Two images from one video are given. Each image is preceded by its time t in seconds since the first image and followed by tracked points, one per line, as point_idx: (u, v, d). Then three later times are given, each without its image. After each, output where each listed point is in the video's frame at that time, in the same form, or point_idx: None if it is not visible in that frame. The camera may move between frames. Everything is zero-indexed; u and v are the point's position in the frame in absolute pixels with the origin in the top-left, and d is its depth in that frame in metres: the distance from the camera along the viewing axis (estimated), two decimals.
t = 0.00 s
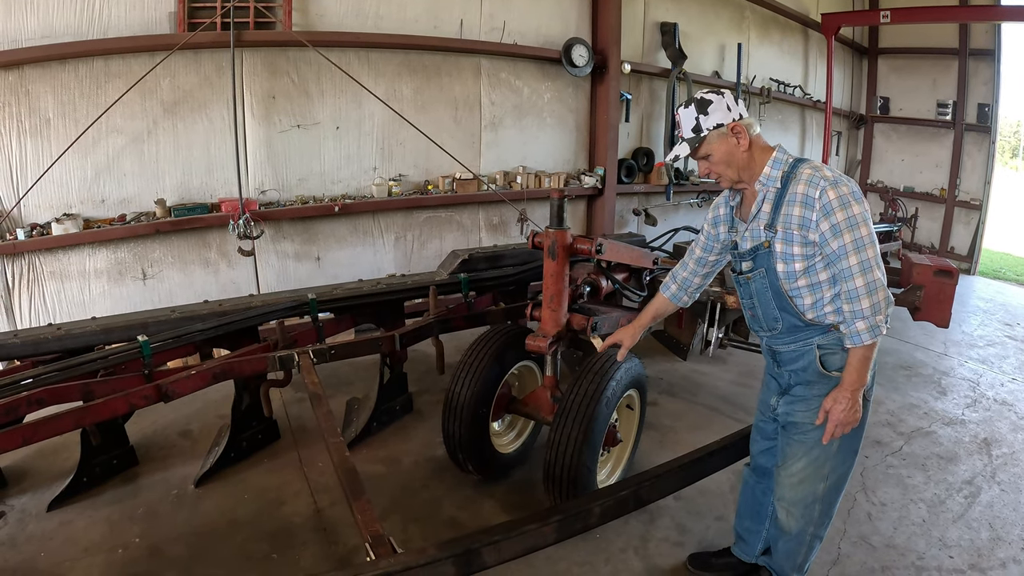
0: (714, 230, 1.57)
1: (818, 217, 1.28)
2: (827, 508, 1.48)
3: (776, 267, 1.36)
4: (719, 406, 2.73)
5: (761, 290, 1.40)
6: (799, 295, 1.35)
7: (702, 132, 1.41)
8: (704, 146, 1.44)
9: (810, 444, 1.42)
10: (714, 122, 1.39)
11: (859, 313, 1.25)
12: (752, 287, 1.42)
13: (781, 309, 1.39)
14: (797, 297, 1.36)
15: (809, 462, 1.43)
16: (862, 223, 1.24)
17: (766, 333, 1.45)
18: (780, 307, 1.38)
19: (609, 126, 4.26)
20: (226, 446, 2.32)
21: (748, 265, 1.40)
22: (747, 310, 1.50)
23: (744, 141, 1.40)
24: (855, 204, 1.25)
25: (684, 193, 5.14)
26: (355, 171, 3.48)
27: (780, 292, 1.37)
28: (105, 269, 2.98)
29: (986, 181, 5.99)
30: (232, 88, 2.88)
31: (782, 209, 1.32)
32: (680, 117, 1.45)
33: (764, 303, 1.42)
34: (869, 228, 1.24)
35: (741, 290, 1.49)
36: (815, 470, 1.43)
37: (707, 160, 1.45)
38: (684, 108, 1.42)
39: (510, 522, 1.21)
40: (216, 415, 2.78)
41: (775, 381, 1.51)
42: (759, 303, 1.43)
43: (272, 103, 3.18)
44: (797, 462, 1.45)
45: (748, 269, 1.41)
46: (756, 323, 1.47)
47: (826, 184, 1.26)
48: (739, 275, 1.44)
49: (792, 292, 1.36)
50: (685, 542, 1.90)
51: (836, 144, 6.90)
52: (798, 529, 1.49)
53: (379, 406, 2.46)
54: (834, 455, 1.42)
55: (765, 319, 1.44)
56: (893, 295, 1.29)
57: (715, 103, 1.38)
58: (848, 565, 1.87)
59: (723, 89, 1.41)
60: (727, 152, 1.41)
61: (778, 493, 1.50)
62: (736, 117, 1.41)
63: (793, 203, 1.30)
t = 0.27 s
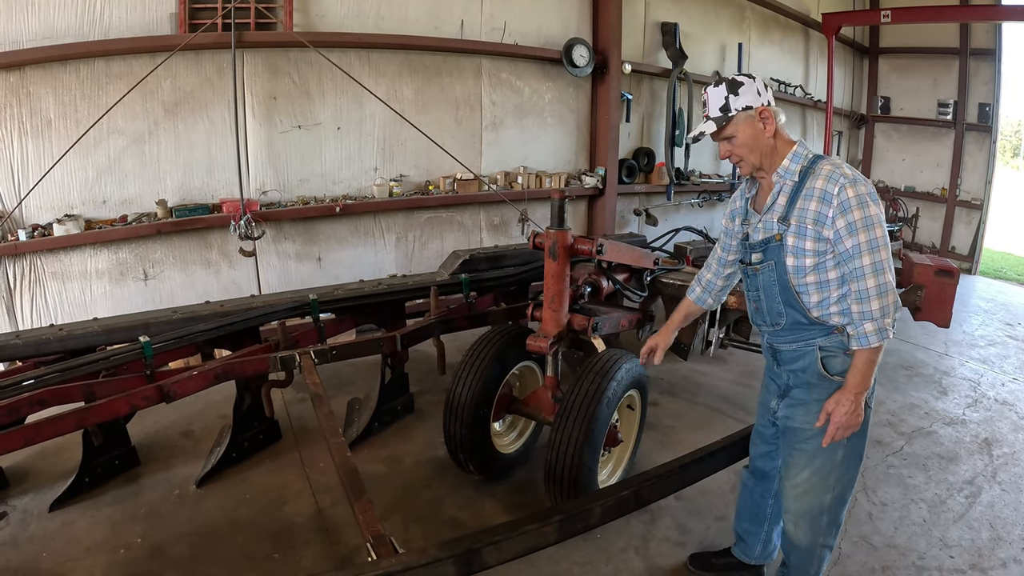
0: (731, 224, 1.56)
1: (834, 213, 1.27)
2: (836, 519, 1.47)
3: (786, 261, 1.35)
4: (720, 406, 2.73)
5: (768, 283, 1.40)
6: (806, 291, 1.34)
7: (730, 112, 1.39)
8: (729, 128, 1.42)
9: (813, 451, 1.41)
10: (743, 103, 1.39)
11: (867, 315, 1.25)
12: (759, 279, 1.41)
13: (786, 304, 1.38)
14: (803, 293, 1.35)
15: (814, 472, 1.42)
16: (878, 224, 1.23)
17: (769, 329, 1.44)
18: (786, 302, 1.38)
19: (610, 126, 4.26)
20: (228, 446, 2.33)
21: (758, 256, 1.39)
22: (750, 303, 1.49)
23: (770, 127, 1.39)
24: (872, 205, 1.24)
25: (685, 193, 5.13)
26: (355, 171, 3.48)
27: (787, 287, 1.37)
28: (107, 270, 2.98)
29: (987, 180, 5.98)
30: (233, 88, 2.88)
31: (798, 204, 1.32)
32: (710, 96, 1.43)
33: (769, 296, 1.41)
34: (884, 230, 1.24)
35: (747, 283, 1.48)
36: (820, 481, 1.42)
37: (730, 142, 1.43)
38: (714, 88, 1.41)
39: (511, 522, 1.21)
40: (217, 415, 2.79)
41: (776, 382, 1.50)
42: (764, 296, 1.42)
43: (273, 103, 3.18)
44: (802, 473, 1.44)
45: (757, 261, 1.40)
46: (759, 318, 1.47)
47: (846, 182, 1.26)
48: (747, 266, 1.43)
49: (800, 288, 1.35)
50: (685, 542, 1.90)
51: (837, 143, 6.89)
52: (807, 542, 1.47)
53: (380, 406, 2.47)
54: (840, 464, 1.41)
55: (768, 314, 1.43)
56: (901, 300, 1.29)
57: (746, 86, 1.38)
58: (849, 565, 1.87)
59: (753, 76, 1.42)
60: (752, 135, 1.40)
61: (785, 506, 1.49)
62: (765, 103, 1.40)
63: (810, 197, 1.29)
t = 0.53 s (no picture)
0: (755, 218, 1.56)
1: (858, 216, 1.25)
2: (846, 527, 1.46)
3: (804, 259, 1.34)
4: (721, 406, 2.74)
5: (782, 280, 1.39)
6: (821, 292, 1.33)
7: (763, 99, 1.37)
8: (761, 115, 1.40)
9: (819, 459, 1.40)
10: (778, 92, 1.36)
11: (884, 322, 1.25)
12: (773, 276, 1.40)
13: (798, 304, 1.37)
14: (817, 294, 1.34)
15: (821, 481, 1.41)
16: (902, 232, 1.22)
17: (777, 326, 1.43)
18: (799, 301, 1.37)
19: (610, 126, 4.26)
20: (229, 446, 2.33)
21: (775, 251, 1.39)
22: (759, 298, 1.48)
23: (801, 120, 1.38)
24: (897, 211, 1.23)
25: (685, 193, 5.12)
26: (356, 171, 3.49)
27: (801, 286, 1.36)
28: (107, 270, 2.98)
29: (987, 180, 5.98)
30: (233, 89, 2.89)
31: (821, 202, 1.30)
32: (743, 82, 1.40)
33: (782, 293, 1.40)
34: (907, 237, 1.23)
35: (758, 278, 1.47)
36: (829, 490, 1.42)
37: (758, 130, 1.42)
38: (749, 74, 1.38)
39: (511, 522, 1.21)
40: (218, 415, 2.79)
41: (779, 385, 1.50)
42: (776, 292, 1.41)
43: (273, 104, 3.19)
44: (810, 484, 1.43)
45: (774, 256, 1.39)
46: (768, 314, 1.46)
47: (874, 185, 1.24)
48: (762, 260, 1.42)
49: (814, 288, 1.35)
50: (686, 541, 1.90)
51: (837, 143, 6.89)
52: (818, 551, 1.46)
53: (381, 406, 2.47)
54: (849, 473, 1.40)
55: (778, 312, 1.42)
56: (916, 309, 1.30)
57: (784, 74, 1.35)
58: (850, 565, 1.87)
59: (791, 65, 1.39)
60: (782, 126, 1.38)
61: (794, 517, 1.48)
62: (800, 94, 1.38)
63: (835, 197, 1.28)
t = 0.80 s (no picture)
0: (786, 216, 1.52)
1: (886, 222, 1.21)
2: (847, 534, 1.45)
3: (825, 260, 1.29)
4: (719, 405, 2.74)
5: (799, 279, 1.34)
6: (838, 296, 1.29)
7: (791, 98, 1.33)
8: (789, 113, 1.36)
9: (823, 468, 1.38)
10: (807, 91, 1.32)
11: (903, 336, 1.22)
12: (791, 273, 1.36)
13: (813, 305, 1.33)
14: (834, 297, 1.30)
15: (825, 490, 1.39)
16: (930, 245, 1.18)
17: (788, 325, 1.39)
18: (814, 302, 1.32)
19: (610, 126, 4.27)
20: (228, 447, 2.33)
21: (796, 248, 1.34)
22: (773, 295, 1.43)
23: (831, 120, 1.33)
24: (928, 223, 1.19)
25: (684, 193, 5.12)
26: (355, 172, 3.49)
27: (818, 287, 1.32)
28: (107, 271, 2.99)
29: (986, 179, 5.98)
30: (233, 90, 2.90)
31: (850, 203, 1.26)
32: (773, 78, 1.36)
33: (798, 291, 1.35)
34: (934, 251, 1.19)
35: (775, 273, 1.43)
36: (831, 499, 1.40)
37: (788, 128, 1.38)
38: (778, 71, 1.34)
39: (509, 521, 1.22)
40: (218, 416, 2.79)
41: (785, 390, 1.48)
42: (792, 290, 1.37)
43: (272, 105, 3.19)
44: (813, 491, 1.41)
45: (794, 253, 1.35)
46: (781, 312, 1.41)
47: (906, 193, 1.19)
48: (782, 256, 1.38)
49: (831, 291, 1.30)
50: (685, 540, 1.91)
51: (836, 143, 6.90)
52: (818, 556, 1.45)
53: (380, 406, 2.47)
54: (853, 484, 1.39)
55: (791, 311, 1.37)
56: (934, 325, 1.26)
57: (814, 72, 1.31)
58: (848, 564, 1.88)
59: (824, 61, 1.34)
60: (811, 125, 1.34)
61: (795, 522, 1.47)
62: (831, 93, 1.33)
63: (865, 200, 1.24)
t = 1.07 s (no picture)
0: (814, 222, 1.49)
1: (909, 228, 1.17)
2: (850, 545, 1.42)
3: (843, 264, 1.26)
4: (718, 406, 2.75)
5: (817, 281, 1.31)
6: (854, 302, 1.26)
7: (813, 100, 1.33)
8: (814, 116, 1.36)
9: (831, 479, 1.36)
10: (829, 94, 1.31)
11: (920, 347, 1.17)
12: (809, 275, 1.32)
13: (829, 309, 1.30)
14: (851, 303, 1.27)
15: (829, 501, 1.38)
16: (953, 255, 1.14)
17: (803, 329, 1.36)
18: (830, 307, 1.29)
19: (609, 127, 4.27)
20: (228, 448, 2.34)
21: (816, 251, 1.30)
22: (790, 296, 1.41)
23: (854, 122, 1.31)
24: (952, 232, 1.15)
25: (683, 193, 5.12)
26: (354, 173, 3.50)
27: (835, 291, 1.28)
28: (107, 272, 2.99)
29: (985, 179, 6.00)
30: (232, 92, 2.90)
31: (873, 207, 1.22)
32: (800, 80, 1.37)
33: (814, 294, 1.32)
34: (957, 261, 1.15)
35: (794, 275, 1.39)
36: (835, 509, 1.38)
37: (813, 130, 1.38)
38: (802, 73, 1.35)
39: (507, 522, 1.22)
40: (218, 417, 2.80)
41: (796, 397, 1.45)
42: (809, 292, 1.34)
43: (271, 106, 3.20)
44: (818, 500, 1.40)
45: (814, 255, 1.31)
46: (796, 315, 1.38)
47: (930, 200, 1.15)
48: (801, 257, 1.34)
49: (848, 296, 1.27)
50: (683, 541, 1.91)
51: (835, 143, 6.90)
52: (817, 564, 1.43)
53: (379, 408, 2.48)
54: (859, 496, 1.37)
55: (806, 315, 1.35)
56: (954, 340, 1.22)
57: (837, 74, 1.30)
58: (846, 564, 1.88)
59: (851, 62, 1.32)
60: (833, 128, 1.33)
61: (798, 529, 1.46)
62: (854, 95, 1.31)
63: (888, 204, 1.20)
